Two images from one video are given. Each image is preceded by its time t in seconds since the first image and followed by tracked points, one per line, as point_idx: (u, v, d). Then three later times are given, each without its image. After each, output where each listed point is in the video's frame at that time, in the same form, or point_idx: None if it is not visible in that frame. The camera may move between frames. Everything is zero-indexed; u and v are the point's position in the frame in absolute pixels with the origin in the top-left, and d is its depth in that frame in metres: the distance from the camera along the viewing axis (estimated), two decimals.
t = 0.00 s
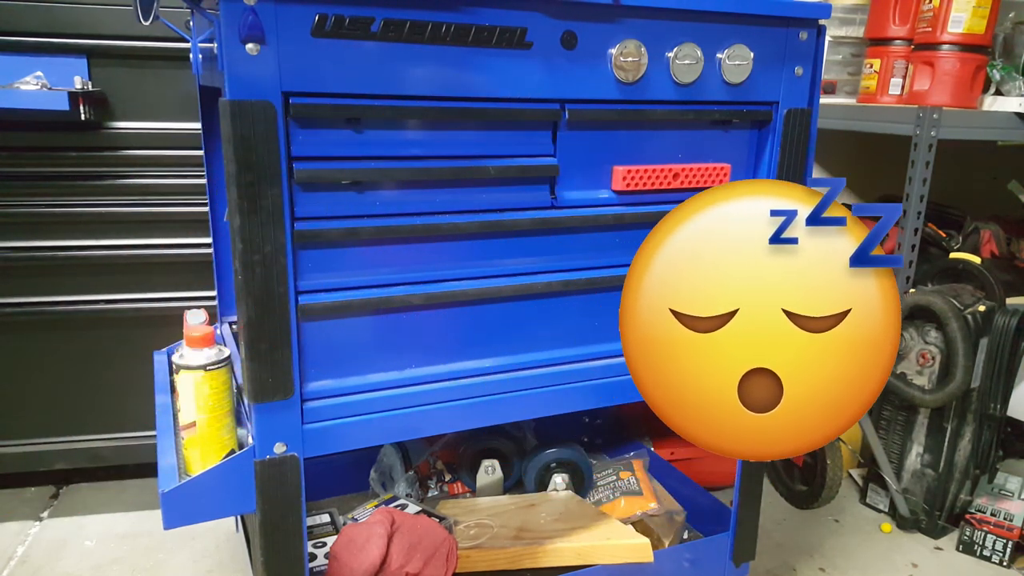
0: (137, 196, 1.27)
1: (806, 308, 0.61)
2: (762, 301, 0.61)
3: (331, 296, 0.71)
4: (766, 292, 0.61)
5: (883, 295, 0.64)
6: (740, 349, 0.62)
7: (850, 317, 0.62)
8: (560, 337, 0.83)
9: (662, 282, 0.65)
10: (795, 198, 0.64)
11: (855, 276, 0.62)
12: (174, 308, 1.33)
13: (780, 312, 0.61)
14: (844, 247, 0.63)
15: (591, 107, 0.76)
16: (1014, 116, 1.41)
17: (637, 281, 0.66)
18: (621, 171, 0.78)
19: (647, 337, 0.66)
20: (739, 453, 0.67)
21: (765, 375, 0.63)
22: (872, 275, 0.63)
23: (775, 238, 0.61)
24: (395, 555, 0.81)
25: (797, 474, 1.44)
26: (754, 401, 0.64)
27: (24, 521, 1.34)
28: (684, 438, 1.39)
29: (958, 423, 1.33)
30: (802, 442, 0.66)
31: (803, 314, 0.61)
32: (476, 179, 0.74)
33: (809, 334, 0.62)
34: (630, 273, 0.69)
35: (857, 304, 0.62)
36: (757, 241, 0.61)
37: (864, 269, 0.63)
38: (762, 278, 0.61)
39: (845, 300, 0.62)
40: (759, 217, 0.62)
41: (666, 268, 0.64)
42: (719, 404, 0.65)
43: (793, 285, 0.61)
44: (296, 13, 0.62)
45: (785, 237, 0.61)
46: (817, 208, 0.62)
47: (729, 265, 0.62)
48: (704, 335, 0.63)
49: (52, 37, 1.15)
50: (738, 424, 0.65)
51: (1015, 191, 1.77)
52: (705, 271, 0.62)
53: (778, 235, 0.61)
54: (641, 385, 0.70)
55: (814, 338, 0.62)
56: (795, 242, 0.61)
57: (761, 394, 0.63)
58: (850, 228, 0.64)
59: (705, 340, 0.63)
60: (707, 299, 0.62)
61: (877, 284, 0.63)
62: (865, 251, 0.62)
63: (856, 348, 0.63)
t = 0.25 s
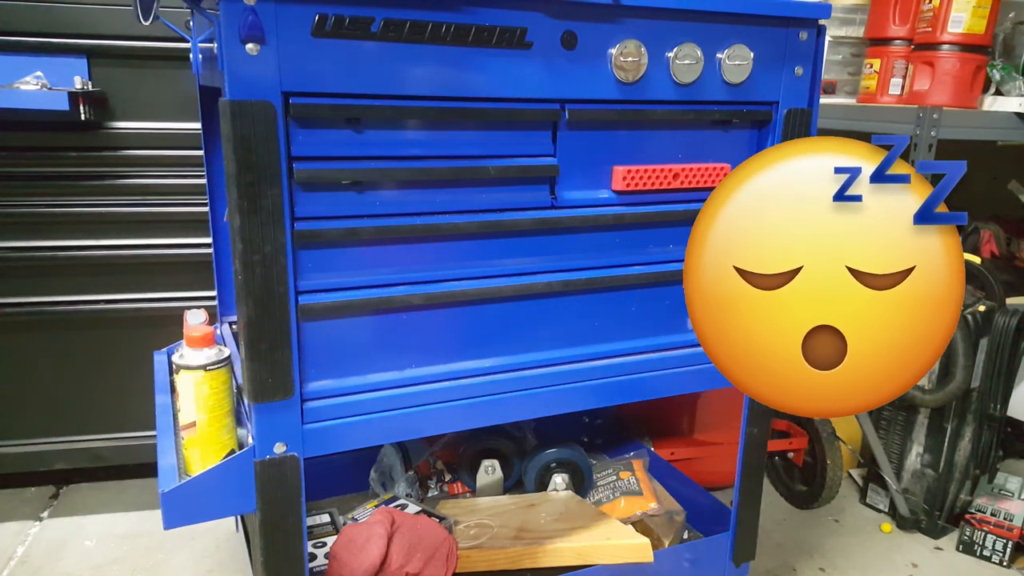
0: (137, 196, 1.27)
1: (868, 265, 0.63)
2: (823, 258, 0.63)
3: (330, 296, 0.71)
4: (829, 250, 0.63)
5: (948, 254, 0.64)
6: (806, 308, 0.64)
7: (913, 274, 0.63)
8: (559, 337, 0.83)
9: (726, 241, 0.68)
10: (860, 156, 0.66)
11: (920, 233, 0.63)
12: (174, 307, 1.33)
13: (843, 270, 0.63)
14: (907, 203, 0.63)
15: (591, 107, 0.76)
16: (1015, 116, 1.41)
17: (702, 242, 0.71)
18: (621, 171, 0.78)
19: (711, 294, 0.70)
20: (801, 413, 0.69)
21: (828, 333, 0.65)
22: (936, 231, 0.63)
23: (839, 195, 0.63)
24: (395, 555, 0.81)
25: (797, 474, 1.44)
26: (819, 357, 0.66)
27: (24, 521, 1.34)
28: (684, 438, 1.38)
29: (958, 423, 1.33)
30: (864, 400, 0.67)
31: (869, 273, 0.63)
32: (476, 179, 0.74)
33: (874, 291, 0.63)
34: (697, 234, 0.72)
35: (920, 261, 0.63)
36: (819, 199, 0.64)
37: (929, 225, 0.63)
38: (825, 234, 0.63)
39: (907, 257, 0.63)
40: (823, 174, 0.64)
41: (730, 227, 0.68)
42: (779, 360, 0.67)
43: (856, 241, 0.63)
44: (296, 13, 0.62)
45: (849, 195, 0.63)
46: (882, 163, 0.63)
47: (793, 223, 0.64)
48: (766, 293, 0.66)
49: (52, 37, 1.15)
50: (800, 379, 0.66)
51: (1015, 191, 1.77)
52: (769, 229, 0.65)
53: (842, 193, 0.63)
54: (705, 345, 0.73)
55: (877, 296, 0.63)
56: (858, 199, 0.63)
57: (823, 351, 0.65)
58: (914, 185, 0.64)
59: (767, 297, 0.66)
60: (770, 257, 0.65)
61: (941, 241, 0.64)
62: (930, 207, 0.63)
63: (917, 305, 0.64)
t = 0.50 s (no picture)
0: (137, 196, 1.27)
1: (933, 223, 0.65)
2: (885, 218, 0.66)
3: (330, 296, 0.71)
4: (891, 209, 0.66)
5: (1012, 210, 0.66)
6: (868, 264, 0.68)
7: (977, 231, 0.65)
8: (559, 337, 0.83)
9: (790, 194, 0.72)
10: (924, 114, 0.67)
11: (984, 191, 0.65)
12: (173, 307, 1.33)
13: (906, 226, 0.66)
14: (972, 160, 0.65)
15: (591, 107, 0.76)
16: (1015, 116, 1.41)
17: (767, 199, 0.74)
18: (621, 171, 0.78)
19: (777, 251, 0.74)
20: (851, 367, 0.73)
21: (892, 290, 0.68)
22: (999, 187, 0.65)
23: (903, 152, 0.65)
24: (395, 555, 0.81)
25: (797, 474, 1.43)
26: (882, 314, 0.69)
27: (24, 521, 1.34)
28: (684, 438, 1.38)
29: (958, 423, 1.32)
30: (922, 356, 0.70)
31: (932, 230, 0.65)
32: (476, 179, 0.74)
33: (938, 248, 0.66)
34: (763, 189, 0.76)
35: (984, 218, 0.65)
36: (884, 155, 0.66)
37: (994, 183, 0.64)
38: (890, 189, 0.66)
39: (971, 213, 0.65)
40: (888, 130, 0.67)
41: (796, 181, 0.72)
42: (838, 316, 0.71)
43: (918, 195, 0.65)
44: (296, 13, 0.62)
45: (913, 151, 0.65)
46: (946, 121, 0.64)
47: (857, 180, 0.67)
48: (833, 250, 0.69)
49: (52, 37, 1.15)
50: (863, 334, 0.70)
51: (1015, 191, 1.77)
52: (836, 186, 0.68)
53: (905, 150, 0.65)
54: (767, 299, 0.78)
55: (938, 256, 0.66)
56: (923, 156, 0.65)
57: (887, 308, 0.68)
58: (978, 141, 0.66)
59: (832, 255, 0.69)
60: (834, 215, 0.68)
61: (1005, 197, 0.65)
62: (994, 166, 0.63)
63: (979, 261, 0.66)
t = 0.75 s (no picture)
0: (137, 196, 1.27)
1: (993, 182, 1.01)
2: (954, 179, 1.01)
3: (330, 296, 0.71)
4: (955, 164, 1.00)
5: None
6: (935, 221, 1.01)
7: None
8: (559, 337, 0.83)
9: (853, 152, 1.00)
10: (991, 70, 0.97)
11: None
12: (173, 308, 1.33)
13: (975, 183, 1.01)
14: None
15: (591, 107, 0.76)
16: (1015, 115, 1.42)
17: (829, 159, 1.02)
18: (621, 171, 0.78)
19: (840, 209, 1.02)
20: (922, 322, 1.05)
21: (957, 249, 1.01)
22: None
23: (967, 110, 0.97)
24: (395, 555, 0.81)
25: (797, 474, 1.43)
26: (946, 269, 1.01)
27: (24, 521, 1.34)
28: (684, 438, 1.38)
29: (958, 423, 1.32)
30: (976, 313, 1.03)
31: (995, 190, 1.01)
32: (476, 179, 0.74)
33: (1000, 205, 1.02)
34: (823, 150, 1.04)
35: None
36: (957, 113, 0.98)
37: None
38: (962, 145, 1.00)
39: None
40: (954, 89, 0.98)
41: (855, 143, 1.00)
42: (895, 273, 1.01)
43: (980, 152, 1.00)
44: (297, 13, 0.62)
45: (975, 109, 0.98)
46: (1006, 82, 0.95)
47: (928, 140, 0.99)
48: (893, 207, 1.00)
49: (52, 37, 1.15)
50: (931, 289, 1.01)
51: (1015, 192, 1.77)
52: (906, 142, 0.99)
53: (970, 108, 0.98)
54: (835, 259, 1.04)
55: (1002, 208, 1.02)
56: (985, 113, 0.98)
57: (953, 264, 1.01)
58: None
59: (896, 212, 1.00)
60: (909, 174, 1.00)
61: None
62: None
63: None
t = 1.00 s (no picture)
0: (136, 196, 1.27)
1: None
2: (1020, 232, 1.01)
3: (330, 296, 0.71)
4: None
5: None
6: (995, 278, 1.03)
7: None
8: (559, 337, 0.83)
9: (921, 205, 1.06)
10: None
11: None
12: (173, 307, 1.33)
13: None
14: None
15: (591, 107, 0.76)
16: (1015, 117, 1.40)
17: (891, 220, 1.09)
18: (621, 171, 0.78)
19: (902, 263, 1.09)
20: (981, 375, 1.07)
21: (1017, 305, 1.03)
22: None
23: None
24: (395, 555, 0.81)
25: (797, 474, 1.43)
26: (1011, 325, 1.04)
27: (24, 521, 1.34)
28: (684, 438, 1.38)
29: (958, 423, 1.32)
30: None
31: None
32: (476, 179, 0.74)
33: None
34: (891, 201, 1.10)
35: None
36: None
37: None
38: None
39: None
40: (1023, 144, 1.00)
41: (924, 197, 1.06)
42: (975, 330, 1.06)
43: None
44: (297, 13, 0.62)
45: None
46: None
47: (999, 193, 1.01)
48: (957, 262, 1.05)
49: (52, 37, 1.15)
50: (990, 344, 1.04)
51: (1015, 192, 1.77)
52: (973, 197, 1.03)
53: None
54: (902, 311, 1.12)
55: None
56: None
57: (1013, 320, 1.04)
58: None
59: (959, 266, 1.05)
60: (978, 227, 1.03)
61: None
62: None
63: None
